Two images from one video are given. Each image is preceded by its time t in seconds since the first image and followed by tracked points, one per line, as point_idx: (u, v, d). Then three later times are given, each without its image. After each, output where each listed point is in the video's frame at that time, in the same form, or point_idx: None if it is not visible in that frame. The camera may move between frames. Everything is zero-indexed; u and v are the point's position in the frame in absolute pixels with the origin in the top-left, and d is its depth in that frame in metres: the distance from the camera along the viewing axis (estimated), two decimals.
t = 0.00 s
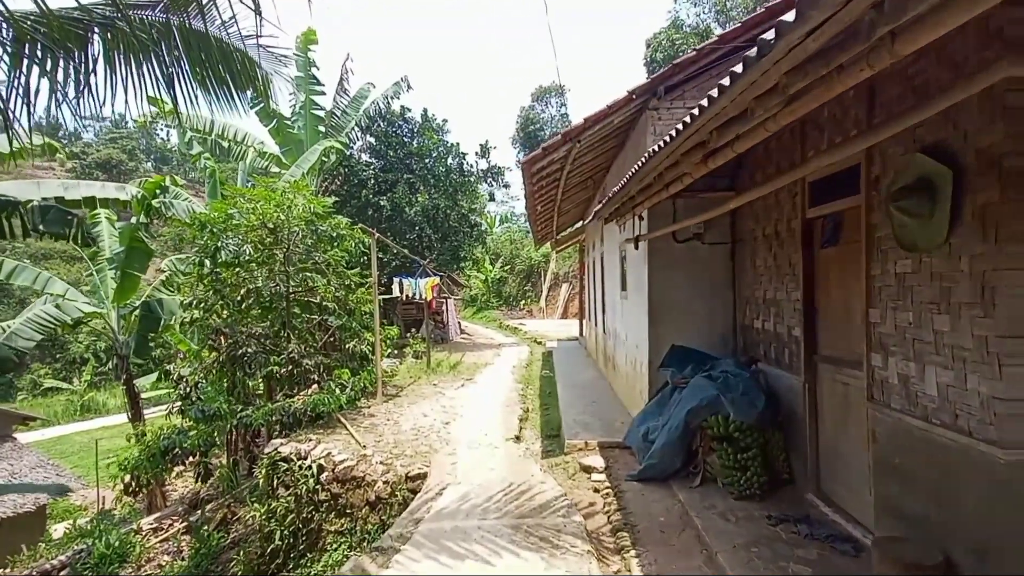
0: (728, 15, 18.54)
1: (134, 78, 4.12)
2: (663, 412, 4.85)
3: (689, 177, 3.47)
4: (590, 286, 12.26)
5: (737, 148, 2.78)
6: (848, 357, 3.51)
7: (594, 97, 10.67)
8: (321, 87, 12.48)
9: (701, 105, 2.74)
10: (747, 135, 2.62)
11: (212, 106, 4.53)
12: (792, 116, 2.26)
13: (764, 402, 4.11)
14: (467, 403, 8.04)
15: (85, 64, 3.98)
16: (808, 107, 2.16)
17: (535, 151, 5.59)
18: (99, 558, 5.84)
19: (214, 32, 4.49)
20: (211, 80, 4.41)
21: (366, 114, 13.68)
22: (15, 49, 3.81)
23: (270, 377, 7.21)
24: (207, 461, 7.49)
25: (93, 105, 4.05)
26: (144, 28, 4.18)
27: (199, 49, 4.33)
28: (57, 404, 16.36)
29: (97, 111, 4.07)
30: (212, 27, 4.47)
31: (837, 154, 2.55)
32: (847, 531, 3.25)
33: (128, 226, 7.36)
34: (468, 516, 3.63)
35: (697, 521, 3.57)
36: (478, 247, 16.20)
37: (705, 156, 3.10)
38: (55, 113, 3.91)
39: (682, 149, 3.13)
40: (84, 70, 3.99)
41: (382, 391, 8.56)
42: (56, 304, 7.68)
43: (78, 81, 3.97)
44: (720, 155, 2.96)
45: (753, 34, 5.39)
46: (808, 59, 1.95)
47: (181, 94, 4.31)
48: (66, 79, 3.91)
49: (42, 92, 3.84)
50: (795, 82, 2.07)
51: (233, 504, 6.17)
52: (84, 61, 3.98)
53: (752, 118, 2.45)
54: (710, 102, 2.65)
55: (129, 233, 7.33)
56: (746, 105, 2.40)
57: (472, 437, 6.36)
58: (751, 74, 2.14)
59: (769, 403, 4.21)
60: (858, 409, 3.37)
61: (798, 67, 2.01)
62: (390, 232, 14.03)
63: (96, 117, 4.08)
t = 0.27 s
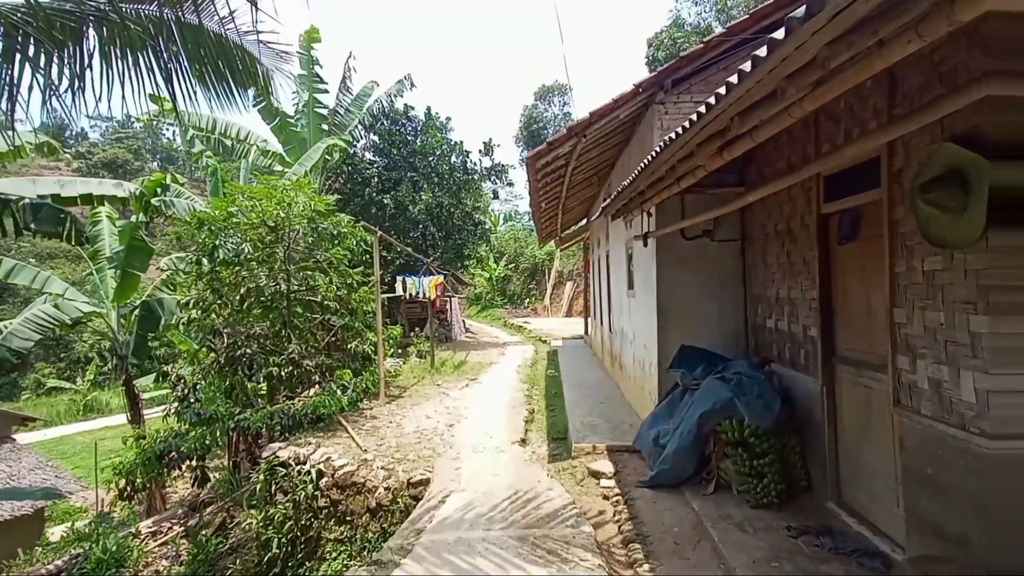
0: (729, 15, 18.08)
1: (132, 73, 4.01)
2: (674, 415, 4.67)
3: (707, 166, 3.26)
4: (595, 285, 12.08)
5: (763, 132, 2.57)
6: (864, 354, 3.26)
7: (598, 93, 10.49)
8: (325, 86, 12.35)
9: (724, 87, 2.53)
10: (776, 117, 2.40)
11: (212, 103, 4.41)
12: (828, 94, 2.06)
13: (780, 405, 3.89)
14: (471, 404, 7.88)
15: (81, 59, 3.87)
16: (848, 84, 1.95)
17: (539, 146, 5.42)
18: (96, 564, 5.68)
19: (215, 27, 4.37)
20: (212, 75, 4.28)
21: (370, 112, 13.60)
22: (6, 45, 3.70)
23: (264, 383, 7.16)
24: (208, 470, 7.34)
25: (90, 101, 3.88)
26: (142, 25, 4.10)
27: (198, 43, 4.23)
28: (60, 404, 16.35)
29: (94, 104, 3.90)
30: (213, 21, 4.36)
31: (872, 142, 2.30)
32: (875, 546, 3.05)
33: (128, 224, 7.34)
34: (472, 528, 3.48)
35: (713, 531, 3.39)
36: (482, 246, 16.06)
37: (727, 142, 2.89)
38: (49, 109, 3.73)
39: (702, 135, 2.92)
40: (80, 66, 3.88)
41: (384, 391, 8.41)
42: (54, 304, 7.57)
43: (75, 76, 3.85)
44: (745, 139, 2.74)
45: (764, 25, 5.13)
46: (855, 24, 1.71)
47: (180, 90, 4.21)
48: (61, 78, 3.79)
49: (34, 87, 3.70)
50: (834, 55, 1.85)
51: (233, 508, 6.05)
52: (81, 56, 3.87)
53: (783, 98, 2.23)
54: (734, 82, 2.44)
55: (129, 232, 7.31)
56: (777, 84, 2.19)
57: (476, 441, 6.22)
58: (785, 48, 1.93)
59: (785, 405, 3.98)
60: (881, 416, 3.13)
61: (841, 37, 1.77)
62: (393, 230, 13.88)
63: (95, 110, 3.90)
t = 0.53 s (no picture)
0: (732, 12, 17.91)
1: (123, 67, 3.88)
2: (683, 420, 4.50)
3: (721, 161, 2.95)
4: (598, 284, 11.93)
5: (783, 125, 2.25)
6: (884, 354, 3.08)
7: (601, 90, 10.33)
8: (325, 83, 12.20)
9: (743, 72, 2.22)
10: (799, 107, 2.08)
11: (205, 98, 4.35)
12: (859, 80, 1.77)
13: (795, 409, 3.72)
14: (473, 406, 7.75)
15: (70, 53, 3.72)
16: (886, 65, 1.64)
17: (542, 142, 5.28)
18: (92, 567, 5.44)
19: (208, 19, 4.31)
20: (206, 69, 4.25)
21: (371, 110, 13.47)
22: None
23: (259, 387, 7.23)
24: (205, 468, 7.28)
25: (80, 97, 3.77)
26: (132, 14, 3.94)
27: (191, 37, 4.16)
28: (60, 405, 16.29)
29: (84, 103, 3.80)
30: (205, 13, 4.31)
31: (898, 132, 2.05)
32: (899, 558, 2.89)
33: (123, 222, 7.24)
34: (474, 538, 3.34)
35: (726, 542, 3.24)
36: (483, 245, 15.93)
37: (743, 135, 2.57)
38: (30, 106, 3.54)
39: (715, 126, 2.61)
40: (68, 59, 3.73)
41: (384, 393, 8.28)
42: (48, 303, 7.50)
43: (63, 71, 3.70)
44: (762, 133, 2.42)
45: (776, 15, 4.93)
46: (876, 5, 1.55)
47: (173, 84, 4.11)
48: (49, 76, 3.61)
49: (21, 89, 3.47)
50: (873, 29, 1.56)
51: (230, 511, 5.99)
52: (70, 48, 3.72)
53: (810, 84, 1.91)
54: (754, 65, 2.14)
55: (124, 230, 7.19)
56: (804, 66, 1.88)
57: (478, 444, 6.10)
58: (813, 27, 1.64)
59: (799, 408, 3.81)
60: (902, 419, 2.92)
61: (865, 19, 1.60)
62: (394, 229, 13.76)
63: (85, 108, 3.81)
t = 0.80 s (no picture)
0: (734, 10, 17.73)
1: (109, 58, 3.80)
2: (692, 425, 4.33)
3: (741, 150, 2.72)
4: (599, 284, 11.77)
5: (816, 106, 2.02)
6: (905, 353, 2.91)
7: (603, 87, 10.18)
8: (323, 80, 12.04)
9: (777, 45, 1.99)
10: (841, 82, 1.84)
11: (197, 92, 4.22)
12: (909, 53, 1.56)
13: (810, 413, 3.55)
14: (472, 408, 7.58)
15: (50, 42, 3.65)
16: (956, 25, 1.40)
17: (546, 135, 5.16)
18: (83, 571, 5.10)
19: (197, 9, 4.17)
20: (197, 62, 4.13)
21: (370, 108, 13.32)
22: None
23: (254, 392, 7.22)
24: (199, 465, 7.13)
25: (62, 88, 3.68)
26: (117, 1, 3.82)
27: (181, 28, 4.03)
28: (57, 406, 16.18)
29: (67, 94, 3.71)
30: (193, 5, 4.18)
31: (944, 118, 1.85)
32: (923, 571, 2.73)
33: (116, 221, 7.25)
34: (476, 550, 3.19)
35: (739, 553, 3.08)
36: (483, 245, 15.77)
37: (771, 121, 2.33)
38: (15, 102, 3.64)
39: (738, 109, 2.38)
40: (49, 48, 3.66)
41: (382, 395, 8.12)
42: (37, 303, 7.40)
43: (44, 61, 3.64)
44: (791, 116, 2.19)
45: (786, 6, 4.78)
46: None
47: (161, 77, 3.99)
48: (26, 63, 3.59)
49: None
50: None
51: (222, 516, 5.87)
52: (51, 38, 3.64)
53: (855, 53, 1.68)
54: (791, 36, 1.90)
55: (117, 229, 7.21)
56: (850, 34, 1.64)
57: (478, 448, 5.95)
58: None
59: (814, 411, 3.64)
60: (927, 424, 2.73)
61: None
62: (394, 228, 13.61)
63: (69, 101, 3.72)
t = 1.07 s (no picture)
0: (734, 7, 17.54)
1: (92, 51, 3.55)
2: (699, 431, 4.18)
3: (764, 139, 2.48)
4: (600, 284, 11.60)
5: (854, 90, 1.78)
6: (930, 359, 2.75)
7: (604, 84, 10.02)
8: (320, 77, 11.88)
9: (818, 21, 1.75)
10: (892, 60, 1.60)
11: (187, 86, 3.99)
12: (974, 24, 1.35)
13: (824, 419, 3.40)
14: (472, 411, 7.42)
15: (30, 33, 3.41)
16: None
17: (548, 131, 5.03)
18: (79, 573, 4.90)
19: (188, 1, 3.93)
20: (188, 56, 3.88)
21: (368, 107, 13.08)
22: None
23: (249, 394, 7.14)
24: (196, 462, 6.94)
25: (45, 82, 3.46)
26: None
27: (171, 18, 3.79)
28: (54, 406, 16.11)
29: (51, 89, 3.50)
30: None
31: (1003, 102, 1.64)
32: None
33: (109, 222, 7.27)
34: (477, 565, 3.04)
35: (754, 567, 2.93)
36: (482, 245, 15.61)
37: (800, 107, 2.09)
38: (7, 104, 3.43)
39: (765, 95, 2.13)
40: (29, 39, 3.42)
41: (380, 398, 7.95)
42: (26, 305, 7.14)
43: (24, 54, 3.41)
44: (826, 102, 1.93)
45: None
46: None
47: (150, 71, 3.76)
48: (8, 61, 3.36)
49: None
50: None
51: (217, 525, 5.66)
52: (31, 29, 3.41)
53: (913, 24, 1.44)
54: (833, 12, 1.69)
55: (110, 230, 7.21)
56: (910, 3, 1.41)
57: (478, 453, 5.79)
58: None
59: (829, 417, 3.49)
60: (954, 434, 2.57)
61: None
62: (392, 227, 13.45)
63: (54, 95, 3.51)
